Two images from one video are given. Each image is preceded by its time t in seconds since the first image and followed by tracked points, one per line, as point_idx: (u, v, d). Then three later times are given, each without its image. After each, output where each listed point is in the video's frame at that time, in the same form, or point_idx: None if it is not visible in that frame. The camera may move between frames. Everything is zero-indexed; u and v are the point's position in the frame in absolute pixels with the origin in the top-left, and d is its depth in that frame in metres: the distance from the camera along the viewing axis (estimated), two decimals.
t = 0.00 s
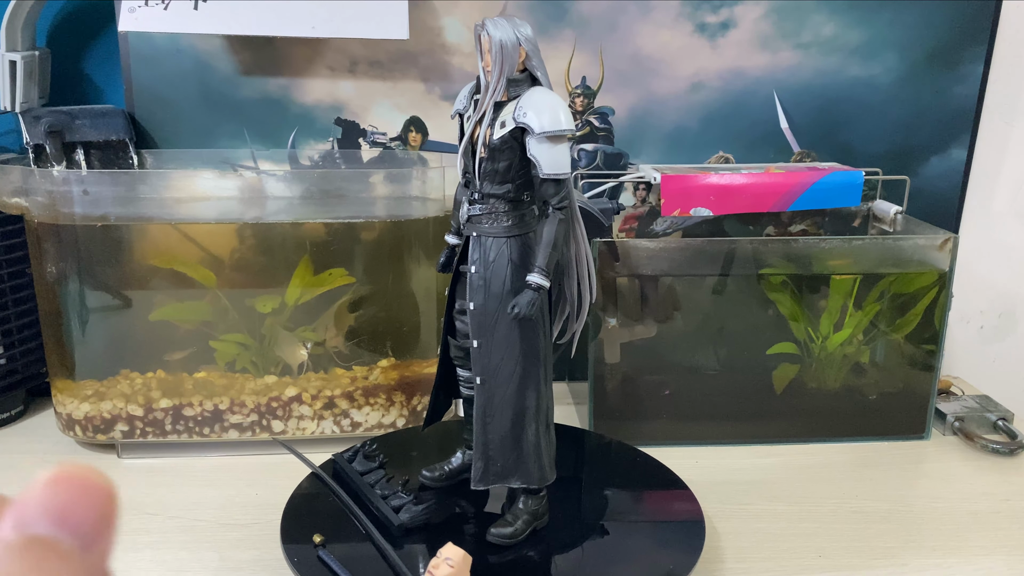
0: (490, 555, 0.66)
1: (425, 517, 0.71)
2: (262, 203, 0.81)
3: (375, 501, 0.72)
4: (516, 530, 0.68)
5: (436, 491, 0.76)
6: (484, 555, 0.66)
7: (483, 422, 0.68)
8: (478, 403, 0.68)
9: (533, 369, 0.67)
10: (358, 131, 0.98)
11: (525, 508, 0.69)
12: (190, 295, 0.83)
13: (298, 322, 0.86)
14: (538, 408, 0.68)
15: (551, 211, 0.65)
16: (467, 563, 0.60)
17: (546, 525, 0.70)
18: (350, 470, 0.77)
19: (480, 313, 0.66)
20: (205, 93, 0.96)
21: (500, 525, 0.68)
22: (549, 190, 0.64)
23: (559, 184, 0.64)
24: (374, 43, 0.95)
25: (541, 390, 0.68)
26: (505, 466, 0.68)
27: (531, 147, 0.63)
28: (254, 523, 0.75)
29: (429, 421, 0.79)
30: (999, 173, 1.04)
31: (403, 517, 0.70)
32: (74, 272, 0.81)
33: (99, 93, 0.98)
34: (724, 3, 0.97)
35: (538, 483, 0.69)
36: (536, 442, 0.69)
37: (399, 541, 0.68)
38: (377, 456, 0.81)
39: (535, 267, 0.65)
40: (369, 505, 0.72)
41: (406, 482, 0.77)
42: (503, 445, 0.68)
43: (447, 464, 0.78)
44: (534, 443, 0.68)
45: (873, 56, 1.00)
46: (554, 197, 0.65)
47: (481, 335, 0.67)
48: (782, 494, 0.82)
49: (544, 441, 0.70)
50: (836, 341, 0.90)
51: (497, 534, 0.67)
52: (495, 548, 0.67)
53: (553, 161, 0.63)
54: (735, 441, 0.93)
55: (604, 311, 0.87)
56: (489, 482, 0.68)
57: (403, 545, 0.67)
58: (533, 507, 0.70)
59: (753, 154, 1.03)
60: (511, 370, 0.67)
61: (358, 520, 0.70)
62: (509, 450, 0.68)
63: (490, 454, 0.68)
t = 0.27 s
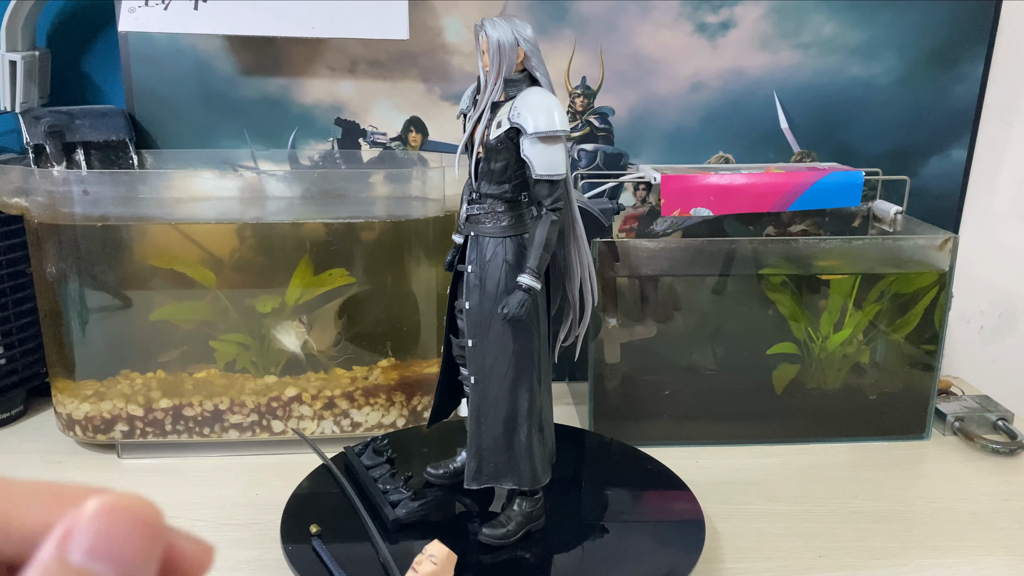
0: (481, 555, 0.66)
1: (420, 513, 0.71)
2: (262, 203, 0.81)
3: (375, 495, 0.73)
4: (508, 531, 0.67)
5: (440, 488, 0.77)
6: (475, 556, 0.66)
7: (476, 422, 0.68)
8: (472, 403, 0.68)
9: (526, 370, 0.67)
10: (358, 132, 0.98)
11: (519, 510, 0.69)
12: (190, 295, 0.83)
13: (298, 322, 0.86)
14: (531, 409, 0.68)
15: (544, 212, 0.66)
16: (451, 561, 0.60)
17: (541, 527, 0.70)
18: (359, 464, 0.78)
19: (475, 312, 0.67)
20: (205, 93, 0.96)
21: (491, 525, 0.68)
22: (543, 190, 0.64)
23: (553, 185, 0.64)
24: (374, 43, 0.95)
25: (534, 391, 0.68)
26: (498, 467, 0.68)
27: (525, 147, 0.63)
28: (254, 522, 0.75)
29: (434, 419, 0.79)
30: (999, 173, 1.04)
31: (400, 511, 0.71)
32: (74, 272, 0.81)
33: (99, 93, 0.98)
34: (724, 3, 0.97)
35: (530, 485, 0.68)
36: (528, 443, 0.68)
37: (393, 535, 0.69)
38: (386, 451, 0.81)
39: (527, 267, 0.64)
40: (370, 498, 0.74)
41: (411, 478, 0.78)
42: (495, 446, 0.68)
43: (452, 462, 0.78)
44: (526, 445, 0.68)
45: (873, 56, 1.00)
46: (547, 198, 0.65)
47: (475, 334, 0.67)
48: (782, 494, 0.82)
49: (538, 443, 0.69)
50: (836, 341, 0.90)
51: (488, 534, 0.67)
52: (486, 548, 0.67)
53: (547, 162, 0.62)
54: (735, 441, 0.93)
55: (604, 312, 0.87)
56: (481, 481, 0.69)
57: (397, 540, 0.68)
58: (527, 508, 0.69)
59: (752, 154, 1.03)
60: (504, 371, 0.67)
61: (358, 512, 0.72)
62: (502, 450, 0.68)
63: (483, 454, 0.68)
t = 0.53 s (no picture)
0: (474, 554, 0.66)
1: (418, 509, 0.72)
2: (262, 203, 0.81)
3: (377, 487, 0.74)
4: (501, 532, 0.68)
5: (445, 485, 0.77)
6: (468, 554, 0.66)
7: (472, 420, 0.69)
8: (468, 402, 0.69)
9: (519, 371, 0.67)
10: (358, 132, 0.98)
11: (513, 511, 0.69)
12: (190, 295, 0.83)
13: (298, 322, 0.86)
14: (524, 410, 0.68)
15: (538, 213, 0.64)
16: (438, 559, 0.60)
17: (537, 529, 0.70)
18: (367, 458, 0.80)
19: (471, 312, 0.67)
20: (205, 93, 0.96)
21: (484, 525, 0.68)
22: (536, 190, 0.63)
23: (547, 186, 0.63)
24: (374, 43, 0.95)
25: (527, 393, 0.67)
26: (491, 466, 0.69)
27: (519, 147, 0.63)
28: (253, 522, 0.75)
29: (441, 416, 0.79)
30: (999, 173, 1.04)
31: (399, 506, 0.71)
32: (74, 272, 0.81)
33: (99, 93, 0.98)
34: (724, 3, 0.97)
35: (522, 486, 0.68)
36: (521, 445, 0.68)
37: (389, 529, 0.70)
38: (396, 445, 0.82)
39: (518, 267, 0.63)
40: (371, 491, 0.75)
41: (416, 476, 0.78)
42: (490, 445, 0.68)
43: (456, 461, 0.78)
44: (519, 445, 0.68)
45: (873, 56, 1.00)
46: (541, 198, 0.63)
47: (472, 333, 0.67)
48: (781, 494, 0.82)
49: (533, 444, 0.69)
50: (836, 341, 0.90)
51: (481, 534, 0.67)
52: (477, 548, 0.67)
53: (541, 162, 0.62)
54: (735, 441, 0.93)
55: (604, 311, 0.87)
56: (476, 480, 0.69)
57: (392, 534, 0.69)
58: (522, 510, 0.69)
59: (753, 154, 1.03)
60: (498, 371, 0.66)
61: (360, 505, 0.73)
62: (496, 450, 0.68)
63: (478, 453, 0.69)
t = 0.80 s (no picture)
0: (467, 554, 0.66)
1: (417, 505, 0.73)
2: (262, 203, 0.80)
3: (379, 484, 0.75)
4: (494, 533, 0.68)
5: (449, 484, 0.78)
6: (461, 554, 0.66)
7: (466, 419, 0.69)
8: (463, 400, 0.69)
9: (512, 372, 0.66)
10: (358, 132, 0.98)
11: (507, 512, 0.69)
12: (190, 294, 0.83)
13: (298, 322, 0.86)
14: (516, 411, 0.67)
15: (531, 213, 0.64)
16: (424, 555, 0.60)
17: (532, 531, 0.69)
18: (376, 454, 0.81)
19: (466, 310, 0.67)
20: (205, 93, 0.96)
21: (477, 525, 0.68)
22: (529, 191, 0.63)
23: (541, 187, 0.63)
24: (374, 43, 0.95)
25: (519, 395, 0.67)
26: (483, 466, 0.69)
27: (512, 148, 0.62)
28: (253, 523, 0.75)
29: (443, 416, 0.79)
30: (999, 173, 1.04)
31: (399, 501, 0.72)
32: (74, 272, 0.81)
33: (99, 93, 0.98)
34: (724, 3, 0.97)
35: (513, 488, 0.68)
36: (514, 446, 0.68)
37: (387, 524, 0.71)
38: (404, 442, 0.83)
39: (510, 268, 0.63)
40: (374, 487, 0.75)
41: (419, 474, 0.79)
42: (482, 446, 0.68)
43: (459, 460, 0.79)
44: (510, 446, 0.68)
45: (873, 56, 1.00)
46: (535, 199, 0.63)
47: (466, 332, 0.67)
48: (782, 494, 0.82)
49: (526, 446, 0.69)
50: (836, 341, 0.90)
51: (473, 534, 0.67)
52: (468, 548, 0.67)
53: (534, 163, 0.62)
54: (735, 441, 0.93)
55: (604, 312, 0.87)
56: (468, 480, 0.69)
57: (390, 528, 0.70)
58: (516, 512, 0.69)
59: (753, 154, 1.03)
60: (490, 371, 0.66)
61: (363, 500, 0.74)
62: (488, 451, 0.68)
63: (471, 452, 0.69)
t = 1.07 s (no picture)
0: (457, 553, 0.66)
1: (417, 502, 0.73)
2: (262, 203, 0.80)
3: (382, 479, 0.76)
4: (486, 533, 0.68)
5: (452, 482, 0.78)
6: (451, 553, 0.66)
7: (460, 417, 0.69)
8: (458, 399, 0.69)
9: (504, 372, 0.66)
10: (358, 132, 0.98)
11: (500, 513, 0.69)
12: (190, 294, 0.83)
13: (297, 322, 0.86)
14: (508, 412, 0.67)
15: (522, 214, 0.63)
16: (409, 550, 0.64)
17: (526, 533, 0.69)
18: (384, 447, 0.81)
19: (462, 309, 0.67)
20: (205, 93, 0.96)
21: (469, 525, 0.68)
22: (521, 191, 0.62)
23: (533, 187, 0.62)
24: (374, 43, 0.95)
25: (512, 395, 0.67)
26: (477, 466, 0.68)
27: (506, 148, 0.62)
28: (254, 523, 0.75)
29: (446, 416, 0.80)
30: (999, 173, 1.04)
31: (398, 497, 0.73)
32: (74, 272, 0.81)
33: (99, 93, 0.98)
34: (724, 3, 0.97)
35: (504, 489, 0.67)
36: (506, 446, 0.67)
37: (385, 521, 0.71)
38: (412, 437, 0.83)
39: (501, 268, 0.62)
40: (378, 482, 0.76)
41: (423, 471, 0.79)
42: (475, 445, 0.68)
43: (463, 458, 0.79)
44: (502, 447, 0.67)
45: (873, 56, 1.00)
46: (527, 199, 0.63)
47: (461, 330, 0.68)
48: (782, 494, 0.82)
49: (519, 446, 0.68)
50: (836, 342, 0.90)
51: (465, 533, 0.68)
52: (459, 547, 0.67)
53: (527, 163, 0.61)
54: (735, 441, 0.93)
55: (604, 312, 0.87)
56: (461, 479, 0.69)
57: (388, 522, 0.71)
58: (509, 513, 0.69)
59: (753, 154, 1.03)
60: (483, 370, 0.66)
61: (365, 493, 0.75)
62: (480, 450, 0.68)
63: (465, 451, 0.69)
